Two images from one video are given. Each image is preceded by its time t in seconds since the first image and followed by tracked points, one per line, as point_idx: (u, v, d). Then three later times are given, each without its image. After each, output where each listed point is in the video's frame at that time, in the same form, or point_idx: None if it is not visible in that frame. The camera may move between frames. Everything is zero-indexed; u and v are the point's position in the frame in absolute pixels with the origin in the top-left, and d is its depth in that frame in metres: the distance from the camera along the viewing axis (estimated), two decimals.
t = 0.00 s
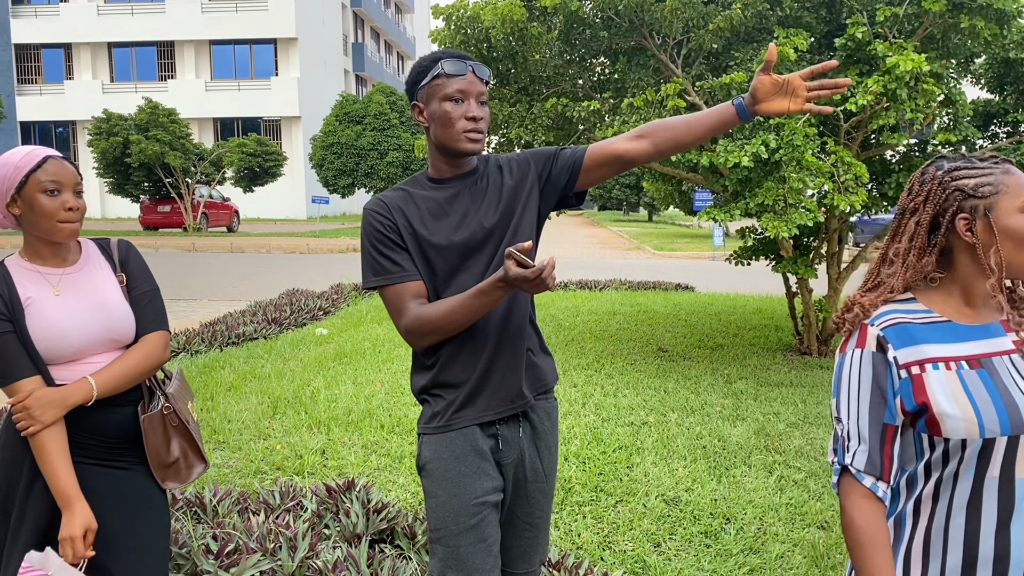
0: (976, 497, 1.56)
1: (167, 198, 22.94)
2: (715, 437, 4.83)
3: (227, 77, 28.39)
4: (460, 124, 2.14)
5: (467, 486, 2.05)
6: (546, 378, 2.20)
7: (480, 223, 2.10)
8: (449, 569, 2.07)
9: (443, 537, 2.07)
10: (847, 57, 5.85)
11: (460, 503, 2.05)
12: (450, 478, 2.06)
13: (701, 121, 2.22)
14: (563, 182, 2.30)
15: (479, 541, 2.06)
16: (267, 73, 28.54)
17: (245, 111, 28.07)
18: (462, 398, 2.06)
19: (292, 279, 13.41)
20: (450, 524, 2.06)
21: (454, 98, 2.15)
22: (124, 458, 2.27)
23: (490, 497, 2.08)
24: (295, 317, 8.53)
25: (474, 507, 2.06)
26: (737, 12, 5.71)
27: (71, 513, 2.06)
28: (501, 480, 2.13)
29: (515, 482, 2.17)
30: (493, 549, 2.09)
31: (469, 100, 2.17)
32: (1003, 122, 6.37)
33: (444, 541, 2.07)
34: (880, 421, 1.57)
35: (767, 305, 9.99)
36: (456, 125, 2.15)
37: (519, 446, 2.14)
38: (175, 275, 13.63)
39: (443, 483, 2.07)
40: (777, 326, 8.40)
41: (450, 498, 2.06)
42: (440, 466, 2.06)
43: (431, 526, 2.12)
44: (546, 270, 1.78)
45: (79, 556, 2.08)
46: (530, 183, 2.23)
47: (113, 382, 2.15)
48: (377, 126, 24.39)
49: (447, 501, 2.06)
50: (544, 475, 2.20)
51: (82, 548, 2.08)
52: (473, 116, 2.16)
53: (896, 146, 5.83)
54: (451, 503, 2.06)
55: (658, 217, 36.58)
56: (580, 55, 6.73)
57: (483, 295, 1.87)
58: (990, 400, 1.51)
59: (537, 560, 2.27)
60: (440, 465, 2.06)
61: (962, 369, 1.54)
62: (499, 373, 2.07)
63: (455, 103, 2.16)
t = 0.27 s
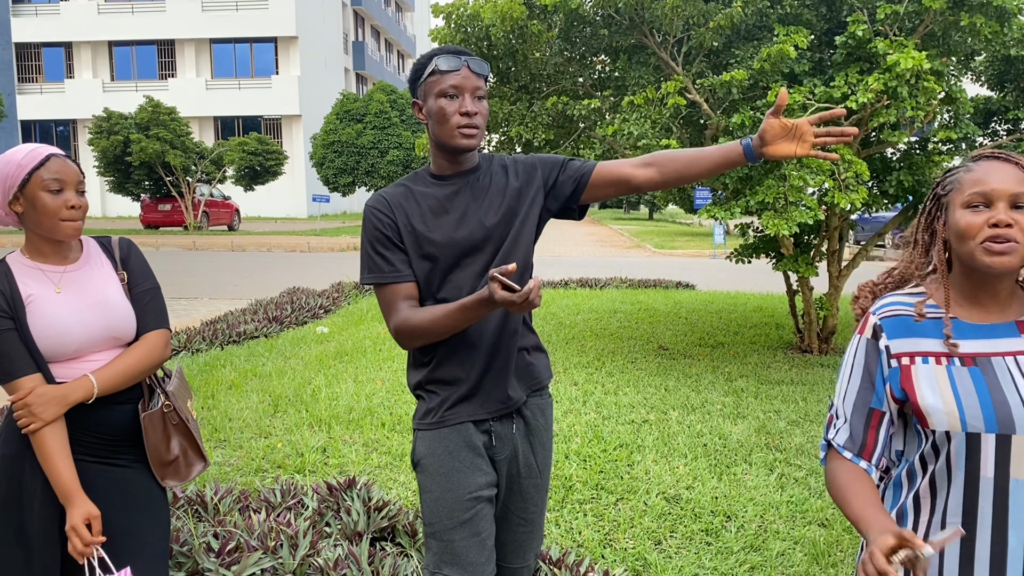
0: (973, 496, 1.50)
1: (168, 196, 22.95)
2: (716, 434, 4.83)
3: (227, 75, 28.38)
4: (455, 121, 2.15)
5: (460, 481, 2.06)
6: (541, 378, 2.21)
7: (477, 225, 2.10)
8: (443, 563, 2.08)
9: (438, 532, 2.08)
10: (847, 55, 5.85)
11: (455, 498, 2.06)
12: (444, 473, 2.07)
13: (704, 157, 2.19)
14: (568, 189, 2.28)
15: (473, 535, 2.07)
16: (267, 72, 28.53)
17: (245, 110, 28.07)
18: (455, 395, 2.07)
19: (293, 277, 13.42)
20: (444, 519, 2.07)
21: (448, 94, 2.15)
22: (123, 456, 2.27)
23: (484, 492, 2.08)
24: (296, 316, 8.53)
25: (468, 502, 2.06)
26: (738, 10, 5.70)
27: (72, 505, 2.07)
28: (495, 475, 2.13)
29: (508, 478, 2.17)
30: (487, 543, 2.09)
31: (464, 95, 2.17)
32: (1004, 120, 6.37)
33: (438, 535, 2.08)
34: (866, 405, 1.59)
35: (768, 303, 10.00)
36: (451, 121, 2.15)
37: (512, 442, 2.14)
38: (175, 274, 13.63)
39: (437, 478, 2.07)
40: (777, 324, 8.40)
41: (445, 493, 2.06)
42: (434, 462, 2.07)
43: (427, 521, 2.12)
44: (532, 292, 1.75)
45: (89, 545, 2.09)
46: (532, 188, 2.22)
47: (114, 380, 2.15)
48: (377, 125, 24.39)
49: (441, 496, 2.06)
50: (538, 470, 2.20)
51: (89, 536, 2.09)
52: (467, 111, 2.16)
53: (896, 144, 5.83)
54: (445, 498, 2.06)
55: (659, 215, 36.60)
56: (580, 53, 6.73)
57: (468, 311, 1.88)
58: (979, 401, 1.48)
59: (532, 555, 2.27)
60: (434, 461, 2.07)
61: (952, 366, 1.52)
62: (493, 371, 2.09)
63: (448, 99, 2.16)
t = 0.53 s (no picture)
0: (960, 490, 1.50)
1: (168, 195, 22.95)
2: (717, 431, 4.83)
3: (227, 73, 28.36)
4: (452, 118, 2.15)
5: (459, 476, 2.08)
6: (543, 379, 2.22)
7: (476, 227, 2.10)
8: (443, 558, 2.10)
9: (437, 527, 2.10)
10: (847, 51, 5.85)
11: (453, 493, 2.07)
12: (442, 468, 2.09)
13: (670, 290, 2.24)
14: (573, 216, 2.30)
15: (473, 530, 2.08)
16: (267, 69, 28.51)
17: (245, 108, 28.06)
18: (455, 392, 2.11)
19: (293, 275, 13.42)
20: (443, 513, 2.08)
21: (445, 92, 2.15)
22: (123, 453, 2.28)
23: (483, 488, 2.10)
24: (296, 314, 8.53)
25: (467, 497, 2.07)
26: (738, 6, 5.70)
27: (80, 503, 2.08)
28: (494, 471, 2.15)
29: (508, 473, 2.18)
30: (487, 538, 2.10)
31: (462, 93, 2.17)
32: (1004, 115, 6.37)
33: (438, 530, 2.10)
34: (839, 363, 1.71)
35: (768, 300, 9.99)
36: (448, 118, 2.15)
37: (511, 438, 2.16)
38: (175, 272, 13.63)
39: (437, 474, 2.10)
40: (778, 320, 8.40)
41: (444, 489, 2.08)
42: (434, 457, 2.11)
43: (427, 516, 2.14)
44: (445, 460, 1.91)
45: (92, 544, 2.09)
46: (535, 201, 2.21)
47: (117, 377, 2.16)
48: (377, 122, 24.37)
49: (440, 491, 2.08)
50: (537, 466, 2.21)
51: (95, 535, 2.09)
52: (465, 108, 2.15)
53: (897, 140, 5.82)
54: (444, 493, 2.08)
55: (659, 212, 36.59)
56: (580, 50, 6.72)
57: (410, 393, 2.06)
58: (944, 388, 1.50)
59: (533, 551, 2.27)
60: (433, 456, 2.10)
61: (930, 354, 1.55)
62: (492, 369, 2.12)
63: (446, 97, 2.16)
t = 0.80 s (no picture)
0: (927, 474, 1.62)
1: (166, 193, 22.92)
2: (717, 427, 4.84)
3: (225, 71, 28.32)
4: (456, 114, 2.17)
5: (457, 471, 2.09)
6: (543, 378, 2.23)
7: (475, 224, 2.12)
8: (441, 553, 2.10)
9: (436, 522, 2.10)
10: (846, 46, 5.84)
11: (452, 488, 2.09)
12: (441, 464, 2.10)
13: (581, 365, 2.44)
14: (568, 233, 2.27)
15: (471, 525, 2.09)
16: (265, 67, 28.47)
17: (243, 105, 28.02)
18: (453, 388, 2.12)
19: (292, 273, 13.41)
20: (441, 508, 2.09)
21: (451, 87, 2.18)
22: (124, 450, 2.28)
23: (482, 483, 2.11)
24: (295, 311, 8.53)
25: (465, 492, 2.09)
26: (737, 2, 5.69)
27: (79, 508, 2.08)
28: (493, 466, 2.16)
29: (506, 469, 2.19)
30: (485, 533, 2.11)
31: (466, 88, 2.19)
32: (1003, 111, 6.38)
33: (437, 526, 2.10)
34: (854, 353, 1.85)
35: (767, 296, 10.00)
36: (453, 114, 2.18)
37: (508, 434, 2.16)
38: (174, 270, 13.60)
39: (435, 468, 2.10)
40: (778, 316, 8.40)
41: (443, 484, 2.09)
42: (432, 452, 2.11)
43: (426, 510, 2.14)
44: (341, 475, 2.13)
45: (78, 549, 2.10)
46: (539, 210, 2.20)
47: (121, 375, 2.17)
48: (375, 120, 24.34)
49: (439, 487, 2.09)
50: (536, 463, 2.20)
51: (87, 544, 2.10)
52: (467, 103, 2.17)
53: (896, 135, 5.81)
54: (442, 488, 2.09)
55: (658, 209, 36.60)
56: (579, 46, 6.71)
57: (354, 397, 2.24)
58: (916, 376, 1.61)
59: (531, 547, 2.28)
60: (432, 451, 2.11)
61: (915, 342, 1.64)
62: (490, 368, 2.13)
63: (451, 93, 2.19)
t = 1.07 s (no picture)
0: (888, 461, 1.70)
1: (164, 191, 22.90)
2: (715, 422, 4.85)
3: (223, 69, 28.28)
4: (461, 109, 2.16)
5: (446, 463, 2.10)
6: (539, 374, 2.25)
7: (476, 219, 2.12)
8: (432, 545, 2.10)
9: (427, 514, 2.11)
10: (843, 41, 5.84)
11: (442, 480, 2.10)
12: (430, 456, 2.11)
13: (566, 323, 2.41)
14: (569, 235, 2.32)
15: (461, 517, 2.09)
16: (263, 65, 28.43)
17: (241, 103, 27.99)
18: (443, 381, 2.13)
19: (291, 270, 13.40)
20: (432, 501, 2.10)
21: (458, 82, 2.18)
22: (122, 446, 2.28)
23: (471, 475, 2.12)
24: (294, 309, 8.53)
25: (455, 484, 2.09)
26: None
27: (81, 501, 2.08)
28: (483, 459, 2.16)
29: (497, 463, 2.19)
30: (476, 525, 2.11)
31: (473, 83, 2.18)
32: (1000, 105, 6.39)
33: (427, 518, 2.11)
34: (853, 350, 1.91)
35: (766, 291, 10.00)
36: (457, 108, 2.17)
37: (498, 427, 2.16)
38: (173, 268, 13.59)
39: (426, 461, 2.12)
40: (775, 312, 8.41)
41: (433, 476, 2.10)
42: (422, 445, 2.12)
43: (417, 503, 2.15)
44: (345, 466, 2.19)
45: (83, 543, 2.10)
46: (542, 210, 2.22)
47: (121, 370, 2.17)
48: (373, 117, 24.31)
49: (428, 479, 2.10)
50: (526, 456, 2.21)
51: (92, 536, 2.10)
52: (473, 98, 2.16)
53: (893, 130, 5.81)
54: (432, 480, 2.10)
55: (656, 205, 36.61)
56: (576, 42, 6.71)
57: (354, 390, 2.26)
58: (883, 361, 1.72)
59: (524, 540, 2.28)
60: (421, 444, 2.12)
61: (886, 332, 1.75)
62: (483, 364, 2.13)
63: (457, 87, 2.19)
